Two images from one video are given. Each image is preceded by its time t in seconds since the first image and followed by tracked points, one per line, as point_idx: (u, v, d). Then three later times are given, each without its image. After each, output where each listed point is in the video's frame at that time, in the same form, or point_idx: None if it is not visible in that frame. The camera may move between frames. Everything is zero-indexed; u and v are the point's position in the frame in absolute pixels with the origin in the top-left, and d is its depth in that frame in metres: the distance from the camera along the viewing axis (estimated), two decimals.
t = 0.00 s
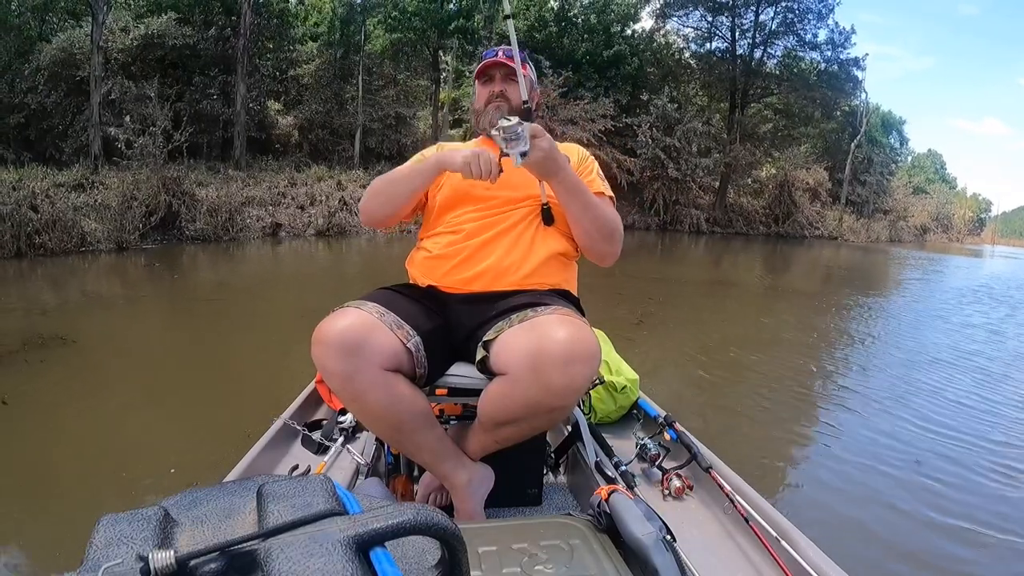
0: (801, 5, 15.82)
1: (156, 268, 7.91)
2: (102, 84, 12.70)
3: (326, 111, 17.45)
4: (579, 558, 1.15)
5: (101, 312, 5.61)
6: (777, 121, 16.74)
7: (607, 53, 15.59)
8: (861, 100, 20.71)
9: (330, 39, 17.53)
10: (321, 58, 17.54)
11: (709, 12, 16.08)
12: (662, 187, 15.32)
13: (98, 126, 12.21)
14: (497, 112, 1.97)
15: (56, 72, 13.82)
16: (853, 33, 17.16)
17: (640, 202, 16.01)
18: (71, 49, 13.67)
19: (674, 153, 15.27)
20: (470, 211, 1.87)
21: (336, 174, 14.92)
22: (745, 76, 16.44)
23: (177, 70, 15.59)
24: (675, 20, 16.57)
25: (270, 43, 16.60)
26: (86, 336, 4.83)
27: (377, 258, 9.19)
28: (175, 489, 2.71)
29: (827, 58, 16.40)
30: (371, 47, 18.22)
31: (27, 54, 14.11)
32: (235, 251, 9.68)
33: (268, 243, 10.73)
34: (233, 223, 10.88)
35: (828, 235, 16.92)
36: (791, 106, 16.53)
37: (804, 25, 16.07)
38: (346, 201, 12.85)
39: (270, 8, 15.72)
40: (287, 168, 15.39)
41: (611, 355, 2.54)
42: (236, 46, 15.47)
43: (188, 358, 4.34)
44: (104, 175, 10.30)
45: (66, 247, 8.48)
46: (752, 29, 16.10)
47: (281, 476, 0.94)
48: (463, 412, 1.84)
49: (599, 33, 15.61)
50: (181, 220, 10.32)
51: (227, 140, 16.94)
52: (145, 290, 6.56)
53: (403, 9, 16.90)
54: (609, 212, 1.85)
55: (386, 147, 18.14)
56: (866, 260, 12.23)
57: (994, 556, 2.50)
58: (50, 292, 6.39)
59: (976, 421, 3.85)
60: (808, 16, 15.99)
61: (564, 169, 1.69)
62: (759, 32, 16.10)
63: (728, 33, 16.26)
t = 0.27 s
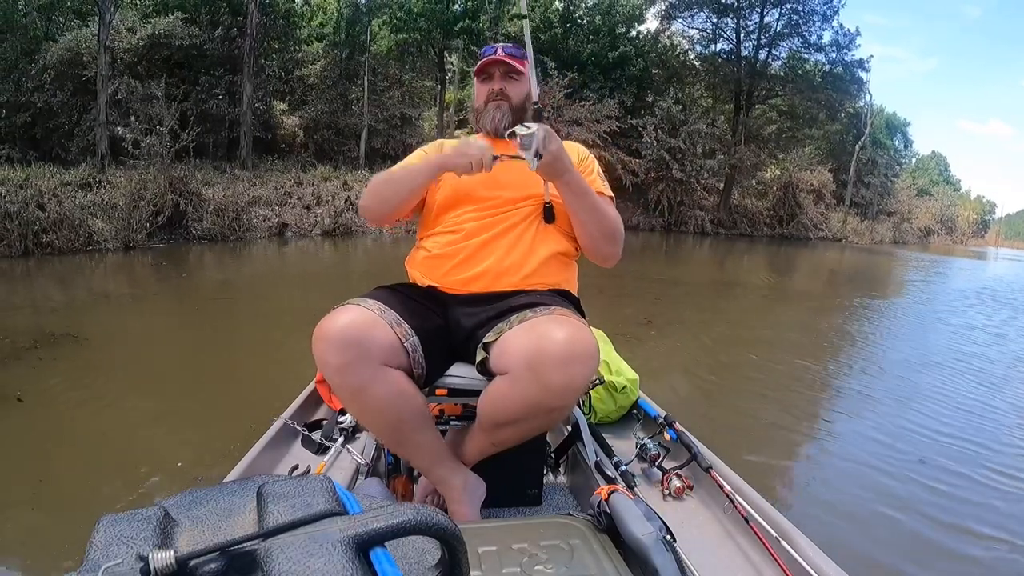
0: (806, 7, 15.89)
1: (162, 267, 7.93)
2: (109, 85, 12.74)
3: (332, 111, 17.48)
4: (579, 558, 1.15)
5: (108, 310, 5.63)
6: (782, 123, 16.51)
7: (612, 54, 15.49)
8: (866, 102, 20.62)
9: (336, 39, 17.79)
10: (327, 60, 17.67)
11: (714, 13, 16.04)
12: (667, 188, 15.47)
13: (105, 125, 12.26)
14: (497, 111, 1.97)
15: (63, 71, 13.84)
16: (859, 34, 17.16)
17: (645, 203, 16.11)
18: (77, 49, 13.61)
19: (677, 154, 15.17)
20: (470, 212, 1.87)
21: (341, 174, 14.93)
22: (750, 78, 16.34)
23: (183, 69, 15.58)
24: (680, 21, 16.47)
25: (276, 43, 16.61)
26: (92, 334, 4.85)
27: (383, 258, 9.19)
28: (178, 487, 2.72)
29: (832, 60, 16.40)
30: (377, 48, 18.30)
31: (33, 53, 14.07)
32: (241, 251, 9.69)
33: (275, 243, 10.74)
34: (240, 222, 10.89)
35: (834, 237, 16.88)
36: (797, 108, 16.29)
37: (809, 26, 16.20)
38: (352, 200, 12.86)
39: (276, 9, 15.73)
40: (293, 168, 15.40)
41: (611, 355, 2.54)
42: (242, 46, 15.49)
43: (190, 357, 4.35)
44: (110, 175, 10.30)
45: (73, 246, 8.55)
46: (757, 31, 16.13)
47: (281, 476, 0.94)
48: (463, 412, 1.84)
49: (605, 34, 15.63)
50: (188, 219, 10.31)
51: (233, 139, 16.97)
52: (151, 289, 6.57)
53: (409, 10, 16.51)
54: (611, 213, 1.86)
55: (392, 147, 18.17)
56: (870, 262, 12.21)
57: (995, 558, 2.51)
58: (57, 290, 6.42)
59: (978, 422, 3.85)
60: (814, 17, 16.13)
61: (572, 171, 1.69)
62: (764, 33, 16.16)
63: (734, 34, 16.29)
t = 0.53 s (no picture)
0: (811, 9, 15.66)
1: (167, 267, 7.95)
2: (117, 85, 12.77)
3: (337, 112, 17.48)
4: (580, 559, 1.14)
5: (114, 309, 5.64)
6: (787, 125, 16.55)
7: (617, 56, 15.45)
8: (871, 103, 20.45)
9: (342, 41, 17.53)
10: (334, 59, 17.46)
11: (719, 15, 16.02)
12: (673, 189, 15.48)
13: (112, 125, 12.32)
14: (498, 108, 1.98)
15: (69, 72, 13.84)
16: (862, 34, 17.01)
17: (650, 204, 16.13)
18: (85, 49, 13.57)
19: (682, 156, 15.24)
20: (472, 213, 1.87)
21: (347, 174, 14.93)
22: (756, 79, 16.25)
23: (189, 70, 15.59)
24: (685, 23, 16.45)
25: (282, 43, 16.47)
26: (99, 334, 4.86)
27: (388, 258, 9.19)
28: (183, 486, 2.73)
29: (837, 62, 16.19)
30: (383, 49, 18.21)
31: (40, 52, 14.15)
32: (249, 251, 9.72)
33: (282, 243, 10.75)
34: (247, 222, 10.92)
35: (838, 239, 16.75)
36: (801, 110, 16.37)
37: (813, 29, 15.89)
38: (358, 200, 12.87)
39: (283, 10, 15.67)
40: (299, 169, 15.40)
41: (612, 354, 2.54)
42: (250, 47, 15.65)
43: (193, 357, 4.35)
44: (117, 175, 10.30)
45: (80, 245, 8.62)
46: (762, 33, 15.98)
47: (280, 477, 0.94)
48: (463, 412, 1.84)
49: (610, 35, 15.55)
50: (195, 219, 10.35)
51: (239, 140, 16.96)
52: (158, 288, 6.59)
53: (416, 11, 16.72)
54: (614, 216, 1.87)
55: (397, 147, 18.22)
56: (874, 264, 12.17)
57: (994, 560, 2.52)
58: (65, 289, 6.45)
59: (980, 424, 3.86)
60: (818, 20, 15.85)
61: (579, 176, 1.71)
62: (769, 35, 15.94)
63: (738, 36, 16.20)
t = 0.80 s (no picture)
0: (815, 9, 15.76)
1: (172, 268, 7.94)
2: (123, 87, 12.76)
3: (343, 114, 17.47)
4: (580, 559, 1.14)
5: (119, 311, 5.65)
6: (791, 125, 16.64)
7: (622, 57, 15.26)
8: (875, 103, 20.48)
9: (347, 42, 17.56)
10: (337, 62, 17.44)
11: (724, 15, 15.97)
12: (677, 189, 15.42)
13: (118, 127, 12.29)
14: (499, 105, 1.96)
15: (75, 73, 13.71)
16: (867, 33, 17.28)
17: (655, 204, 16.03)
18: (91, 52, 13.50)
19: (688, 156, 15.24)
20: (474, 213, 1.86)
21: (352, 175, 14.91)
22: (760, 79, 16.17)
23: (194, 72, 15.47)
24: (690, 24, 16.32)
25: (286, 44, 16.20)
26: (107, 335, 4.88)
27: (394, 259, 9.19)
28: (187, 485, 2.73)
29: (841, 61, 16.21)
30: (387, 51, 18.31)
31: (46, 55, 14.23)
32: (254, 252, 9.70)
33: (289, 245, 10.74)
34: (254, 224, 10.91)
35: (843, 239, 17.09)
36: (805, 110, 16.36)
37: (818, 28, 15.98)
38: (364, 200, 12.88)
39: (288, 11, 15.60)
40: (305, 171, 15.38)
41: (612, 354, 2.54)
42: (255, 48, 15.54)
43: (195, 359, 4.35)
44: (123, 177, 10.28)
45: (88, 247, 8.66)
46: (767, 33, 15.99)
47: (281, 476, 0.94)
48: (464, 412, 1.85)
49: (614, 36, 15.27)
50: (202, 221, 10.30)
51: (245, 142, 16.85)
52: (163, 289, 6.59)
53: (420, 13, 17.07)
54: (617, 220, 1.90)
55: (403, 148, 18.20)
56: (879, 264, 12.14)
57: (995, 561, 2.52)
58: (72, 291, 6.46)
59: (983, 423, 3.86)
60: (822, 19, 15.93)
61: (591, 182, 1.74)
62: (773, 35, 15.98)
63: (743, 36, 16.19)
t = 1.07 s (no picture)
0: (817, 6, 15.83)
1: (176, 270, 7.94)
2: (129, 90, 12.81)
3: (347, 114, 17.43)
4: (580, 559, 1.14)
5: (124, 314, 5.66)
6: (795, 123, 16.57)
7: (624, 56, 15.34)
8: (877, 101, 20.47)
9: (350, 43, 17.55)
10: (341, 63, 17.45)
11: (726, 13, 16.01)
12: (681, 188, 15.43)
13: (124, 130, 12.31)
14: (495, 106, 1.97)
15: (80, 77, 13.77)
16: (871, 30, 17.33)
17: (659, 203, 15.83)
18: (95, 55, 13.60)
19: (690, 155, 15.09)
20: (475, 215, 1.86)
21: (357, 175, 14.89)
22: (762, 77, 16.22)
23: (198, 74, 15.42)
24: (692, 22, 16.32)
25: (291, 46, 16.35)
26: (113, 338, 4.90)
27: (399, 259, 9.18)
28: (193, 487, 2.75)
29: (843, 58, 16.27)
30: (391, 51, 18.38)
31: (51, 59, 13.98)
32: (259, 253, 9.68)
33: (294, 245, 10.74)
34: (260, 224, 10.91)
35: (847, 236, 17.03)
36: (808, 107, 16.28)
37: (820, 25, 16.08)
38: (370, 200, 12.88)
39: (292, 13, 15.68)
40: (310, 171, 15.36)
41: (612, 354, 2.54)
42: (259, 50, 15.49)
43: (197, 362, 4.36)
44: (129, 180, 10.30)
45: (96, 249, 8.66)
46: (769, 31, 15.99)
47: (281, 477, 0.94)
48: (464, 412, 1.85)
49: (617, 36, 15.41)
50: (208, 222, 10.29)
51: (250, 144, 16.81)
52: (169, 292, 6.60)
53: (423, 14, 17.13)
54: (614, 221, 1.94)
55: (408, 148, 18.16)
56: (884, 261, 12.11)
57: (997, 558, 2.52)
58: (79, 294, 6.48)
59: (987, 420, 3.85)
60: (824, 16, 16.07)
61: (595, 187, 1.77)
62: (776, 33, 16.01)
63: (745, 34, 16.19)
